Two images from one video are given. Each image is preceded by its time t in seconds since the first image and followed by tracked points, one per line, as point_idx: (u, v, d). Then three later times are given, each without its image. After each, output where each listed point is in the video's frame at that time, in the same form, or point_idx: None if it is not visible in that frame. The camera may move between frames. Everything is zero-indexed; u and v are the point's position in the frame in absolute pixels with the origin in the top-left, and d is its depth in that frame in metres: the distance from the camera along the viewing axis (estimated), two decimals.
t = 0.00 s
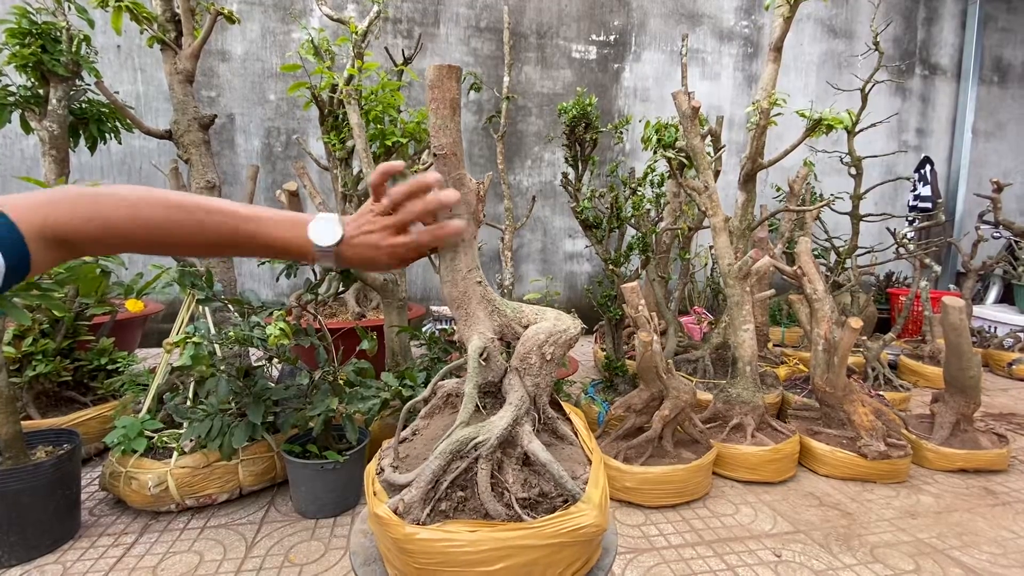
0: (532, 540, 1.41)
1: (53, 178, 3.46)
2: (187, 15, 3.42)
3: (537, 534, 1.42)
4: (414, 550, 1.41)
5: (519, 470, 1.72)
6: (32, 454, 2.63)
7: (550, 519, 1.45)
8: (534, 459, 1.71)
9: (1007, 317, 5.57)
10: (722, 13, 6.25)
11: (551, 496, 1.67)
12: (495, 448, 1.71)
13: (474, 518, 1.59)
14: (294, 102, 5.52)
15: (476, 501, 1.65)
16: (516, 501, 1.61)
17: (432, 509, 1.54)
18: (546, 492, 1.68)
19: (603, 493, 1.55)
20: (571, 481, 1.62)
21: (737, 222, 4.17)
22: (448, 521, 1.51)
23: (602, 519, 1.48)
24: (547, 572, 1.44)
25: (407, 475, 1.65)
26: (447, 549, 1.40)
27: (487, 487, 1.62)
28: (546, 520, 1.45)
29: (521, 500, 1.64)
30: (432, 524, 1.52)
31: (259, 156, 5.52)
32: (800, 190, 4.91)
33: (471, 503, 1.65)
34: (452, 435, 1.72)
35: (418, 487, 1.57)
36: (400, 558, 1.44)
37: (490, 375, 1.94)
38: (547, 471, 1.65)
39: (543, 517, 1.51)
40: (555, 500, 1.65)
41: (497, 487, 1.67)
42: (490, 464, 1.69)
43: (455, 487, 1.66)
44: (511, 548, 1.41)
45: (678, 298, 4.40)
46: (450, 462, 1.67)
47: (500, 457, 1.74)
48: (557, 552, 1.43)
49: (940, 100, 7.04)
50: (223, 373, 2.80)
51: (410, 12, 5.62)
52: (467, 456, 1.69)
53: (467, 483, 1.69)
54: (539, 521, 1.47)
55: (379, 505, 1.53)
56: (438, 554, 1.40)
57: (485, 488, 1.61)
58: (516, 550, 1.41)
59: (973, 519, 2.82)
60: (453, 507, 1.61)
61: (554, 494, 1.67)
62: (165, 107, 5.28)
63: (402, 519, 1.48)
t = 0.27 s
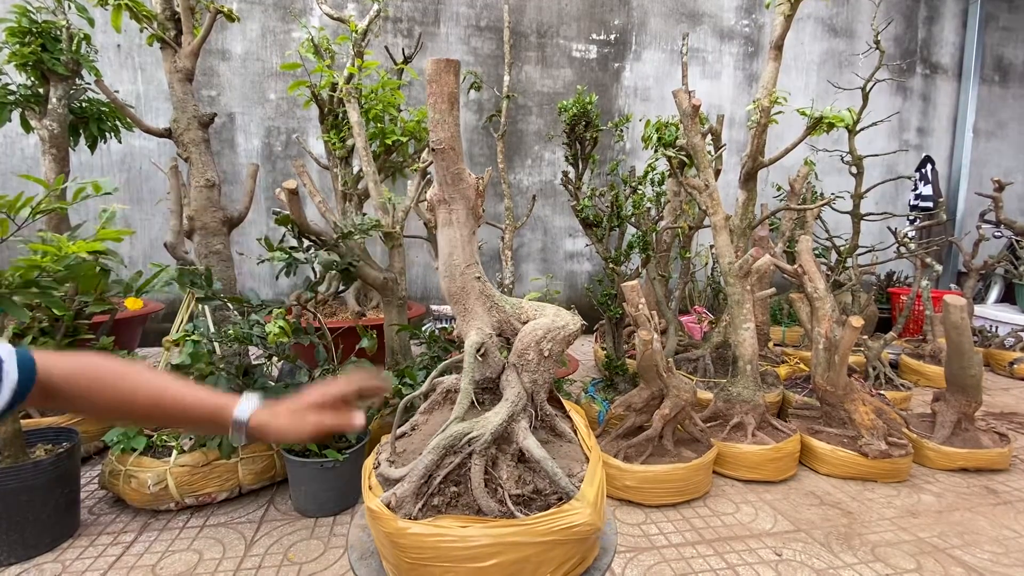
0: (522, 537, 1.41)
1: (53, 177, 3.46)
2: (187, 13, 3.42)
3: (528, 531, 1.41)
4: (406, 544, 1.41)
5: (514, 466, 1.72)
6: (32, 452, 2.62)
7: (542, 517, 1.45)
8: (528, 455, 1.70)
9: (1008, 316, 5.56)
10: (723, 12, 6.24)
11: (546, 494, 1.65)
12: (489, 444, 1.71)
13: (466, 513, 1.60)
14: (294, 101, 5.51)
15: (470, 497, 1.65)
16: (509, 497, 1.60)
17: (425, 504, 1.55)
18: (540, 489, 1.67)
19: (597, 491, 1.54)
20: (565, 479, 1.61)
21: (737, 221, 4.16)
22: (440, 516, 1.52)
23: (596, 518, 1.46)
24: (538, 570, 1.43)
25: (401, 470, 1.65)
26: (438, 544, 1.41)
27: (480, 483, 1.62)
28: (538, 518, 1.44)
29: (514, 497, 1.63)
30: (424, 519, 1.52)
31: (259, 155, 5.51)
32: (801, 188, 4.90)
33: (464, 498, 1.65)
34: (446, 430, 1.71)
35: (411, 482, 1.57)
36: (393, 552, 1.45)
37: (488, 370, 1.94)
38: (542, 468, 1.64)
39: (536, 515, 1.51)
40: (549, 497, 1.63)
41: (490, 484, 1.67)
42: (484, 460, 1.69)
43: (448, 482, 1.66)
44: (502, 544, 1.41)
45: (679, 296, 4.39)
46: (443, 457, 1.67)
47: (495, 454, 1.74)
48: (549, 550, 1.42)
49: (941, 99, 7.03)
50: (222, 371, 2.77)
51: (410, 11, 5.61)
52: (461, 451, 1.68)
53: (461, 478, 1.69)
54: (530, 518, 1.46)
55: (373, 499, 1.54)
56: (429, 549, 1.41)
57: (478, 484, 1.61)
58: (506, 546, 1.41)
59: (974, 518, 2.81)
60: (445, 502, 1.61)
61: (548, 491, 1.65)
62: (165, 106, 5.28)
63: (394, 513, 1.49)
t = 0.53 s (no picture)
0: (520, 536, 1.41)
1: (55, 176, 3.46)
2: (189, 13, 3.42)
3: (526, 530, 1.41)
4: (403, 541, 1.41)
5: (513, 465, 1.72)
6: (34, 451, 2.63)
7: (540, 516, 1.44)
8: (528, 454, 1.70)
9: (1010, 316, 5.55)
10: (724, 12, 6.23)
11: (545, 492, 1.65)
12: (488, 442, 1.71)
13: (463, 511, 1.59)
14: (295, 101, 5.51)
15: (468, 494, 1.64)
16: (508, 495, 1.60)
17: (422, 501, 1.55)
18: (540, 488, 1.67)
19: (596, 490, 1.53)
20: (564, 478, 1.61)
21: (739, 220, 4.15)
22: (438, 513, 1.52)
23: (595, 517, 1.46)
24: (536, 569, 1.42)
25: (401, 466, 1.65)
26: (435, 541, 1.41)
27: (478, 481, 1.62)
28: (536, 517, 1.44)
29: (513, 496, 1.63)
30: (422, 515, 1.52)
31: (260, 154, 5.51)
32: (803, 188, 4.89)
33: (463, 496, 1.65)
34: (445, 427, 1.72)
35: (409, 478, 1.57)
36: (391, 549, 1.45)
37: (490, 368, 1.94)
38: (541, 467, 1.64)
39: (535, 513, 1.50)
40: (548, 496, 1.62)
41: (489, 482, 1.67)
42: (483, 458, 1.69)
43: (447, 480, 1.66)
44: (500, 543, 1.41)
45: (681, 296, 4.38)
46: (442, 454, 1.67)
47: (494, 452, 1.74)
48: (547, 549, 1.42)
49: (943, 98, 7.02)
50: (224, 370, 2.79)
51: (411, 11, 5.61)
52: (460, 448, 1.69)
53: (460, 476, 1.69)
54: (529, 517, 1.46)
55: (372, 495, 1.54)
56: (427, 546, 1.41)
57: (476, 482, 1.60)
58: (504, 544, 1.41)
59: (977, 518, 2.80)
60: (444, 500, 1.61)
61: (547, 490, 1.64)
62: (166, 106, 5.29)
63: (392, 510, 1.49)
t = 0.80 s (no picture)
0: (524, 534, 1.41)
1: (58, 176, 3.47)
2: (192, 13, 3.42)
3: (530, 528, 1.41)
4: (408, 539, 1.42)
5: (517, 463, 1.72)
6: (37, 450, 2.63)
7: (544, 514, 1.44)
8: (532, 452, 1.70)
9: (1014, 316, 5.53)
10: (727, 11, 6.22)
11: (549, 491, 1.65)
12: (492, 440, 1.71)
13: (468, 509, 1.59)
14: (298, 101, 5.52)
15: (473, 492, 1.64)
16: (512, 493, 1.60)
17: (426, 499, 1.56)
18: (544, 486, 1.67)
19: (600, 488, 1.53)
20: (568, 476, 1.61)
21: (742, 219, 4.14)
22: (442, 511, 1.52)
23: (599, 516, 1.46)
24: (541, 567, 1.42)
25: (405, 464, 1.66)
26: (440, 539, 1.41)
27: (483, 479, 1.62)
28: (540, 515, 1.44)
29: (517, 494, 1.64)
30: (427, 513, 1.53)
31: (263, 154, 5.52)
32: (806, 187, 4.88)
33: (467, 494, 1.65)
34: (449, 425, 1.72)
35: (413, 476, 1.58)
36: (395, 547, 1.45)
37: (493, 366, 1.93)
38: (545, 465, 1.64)
39: (539, 511, 1.50)
40: (552, 494, 1.63)
41: (493, 480, 1.67)
42: (487, 455, 1.69)
43: (451, 478, 1.66)
44: (505, 540, 1.41)
45: (683, 296, 4.38)
46: (446, 452, 1.67)
47: (498, 450, 1.74)
48: (551, 547, 1.42)
49: (946, 98, 7.00)
50: (227, 369, 2.79)
51: (413, 11, 5.61)
52: (464, 446, 1.69)
53: (464, 474, 1.69)
54: (533, 515, 1.46)
55: (376, 492, 1.54)
56: (431, 544, 1.41)
57: (480, 479, 1.61)
58: (509, 542, 1.41)
59: (981, 518, 2.79)
60: (448, 498, 1.61)
61: (552, 488, 1.65)
62: (169, 106, 5.30)
63: (397, 508, 1.49)
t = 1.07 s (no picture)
0: (525, 531, 1.42)
1: (62, 176, 3.49)
2: (195, 14, 3.44)
3: (530, 526, 1.42)
4: (409, 537, 1.42)
5: (518, 462, 1.72)
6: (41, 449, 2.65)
7: (545, 512, 1.45)
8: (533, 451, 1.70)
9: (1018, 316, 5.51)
10: (729, 11, 6.22)
11: (549, 489, 1.66)
12: (493, 438, 1.71)
13: (469, 508, 1.59)
14: (300, 101, 5.53)
15: (473, 491, 1.65)
16: (513, 492, 1.61)
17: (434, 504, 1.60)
18: (544, 484, 1.67)
19: (600, 487, 1.54)
20: (568, 475, 1.61)
21: (744, 219, 4.13)
22: (444, 509, 1.52)
23: (599, 514, 1.46)
24: (541, 566, 1.43)
25: (406, 463, 1.66)
26: (441, 537, 1.42)
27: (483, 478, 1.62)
28: (540, 513, 1.45)
29: (517, 492, 1.64)
30: (427, 511, 1.53)
31: (265, 155, 5.54)
32: (808, 187, 4.87)
33: (468, 492, 1.65)
34: (450, 424, 1.72)
35: (414, 475, 1.58)
36: (396, 545, 1.46)
37: (494, 366, 1.94)
38: (546, 463, 1.64)
39: (539, 510, 1.51)
40: (552, 493, 1.64)
41: (494, 478, 1.68)
42: (488, 454, 1.69)
43: (452, 476, 1.67)
44: (505, 539, 1.42)
45: (685, 296, 4.37)
46: (447, 451, 1.67)
47: (499, 448, 1.74)
48: (552, 545, 1.42)
49: (949, 97, 6.98)
50: (229, 368, 2.80)
51: (415, 11, 5.62)
52: (465, 445, 1.69)
53: (465, 472, 1.70)
54: (533, 513, 1.47)
55: (377, 491, 1.55)
56: (432, 542, 1.42)
57: (481, 478, 1.61)
58: (509, 540, 1.42)
59: (983, 519, 2.78)
60: (449, 496, 1.62)
61: (552, 487, 1.66)
62: (172, 107, 5.32)
63: (398, 506, 1.50)
